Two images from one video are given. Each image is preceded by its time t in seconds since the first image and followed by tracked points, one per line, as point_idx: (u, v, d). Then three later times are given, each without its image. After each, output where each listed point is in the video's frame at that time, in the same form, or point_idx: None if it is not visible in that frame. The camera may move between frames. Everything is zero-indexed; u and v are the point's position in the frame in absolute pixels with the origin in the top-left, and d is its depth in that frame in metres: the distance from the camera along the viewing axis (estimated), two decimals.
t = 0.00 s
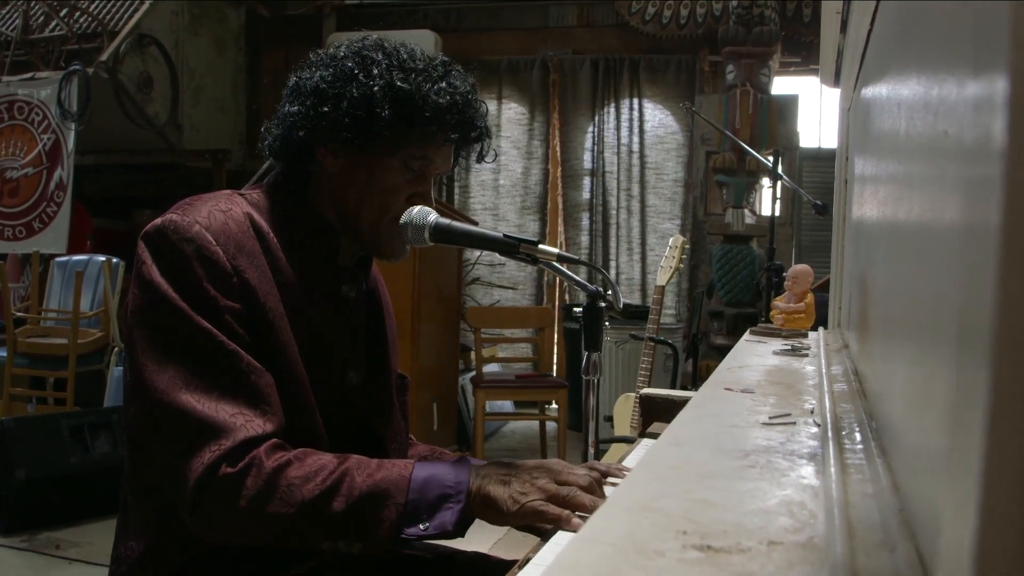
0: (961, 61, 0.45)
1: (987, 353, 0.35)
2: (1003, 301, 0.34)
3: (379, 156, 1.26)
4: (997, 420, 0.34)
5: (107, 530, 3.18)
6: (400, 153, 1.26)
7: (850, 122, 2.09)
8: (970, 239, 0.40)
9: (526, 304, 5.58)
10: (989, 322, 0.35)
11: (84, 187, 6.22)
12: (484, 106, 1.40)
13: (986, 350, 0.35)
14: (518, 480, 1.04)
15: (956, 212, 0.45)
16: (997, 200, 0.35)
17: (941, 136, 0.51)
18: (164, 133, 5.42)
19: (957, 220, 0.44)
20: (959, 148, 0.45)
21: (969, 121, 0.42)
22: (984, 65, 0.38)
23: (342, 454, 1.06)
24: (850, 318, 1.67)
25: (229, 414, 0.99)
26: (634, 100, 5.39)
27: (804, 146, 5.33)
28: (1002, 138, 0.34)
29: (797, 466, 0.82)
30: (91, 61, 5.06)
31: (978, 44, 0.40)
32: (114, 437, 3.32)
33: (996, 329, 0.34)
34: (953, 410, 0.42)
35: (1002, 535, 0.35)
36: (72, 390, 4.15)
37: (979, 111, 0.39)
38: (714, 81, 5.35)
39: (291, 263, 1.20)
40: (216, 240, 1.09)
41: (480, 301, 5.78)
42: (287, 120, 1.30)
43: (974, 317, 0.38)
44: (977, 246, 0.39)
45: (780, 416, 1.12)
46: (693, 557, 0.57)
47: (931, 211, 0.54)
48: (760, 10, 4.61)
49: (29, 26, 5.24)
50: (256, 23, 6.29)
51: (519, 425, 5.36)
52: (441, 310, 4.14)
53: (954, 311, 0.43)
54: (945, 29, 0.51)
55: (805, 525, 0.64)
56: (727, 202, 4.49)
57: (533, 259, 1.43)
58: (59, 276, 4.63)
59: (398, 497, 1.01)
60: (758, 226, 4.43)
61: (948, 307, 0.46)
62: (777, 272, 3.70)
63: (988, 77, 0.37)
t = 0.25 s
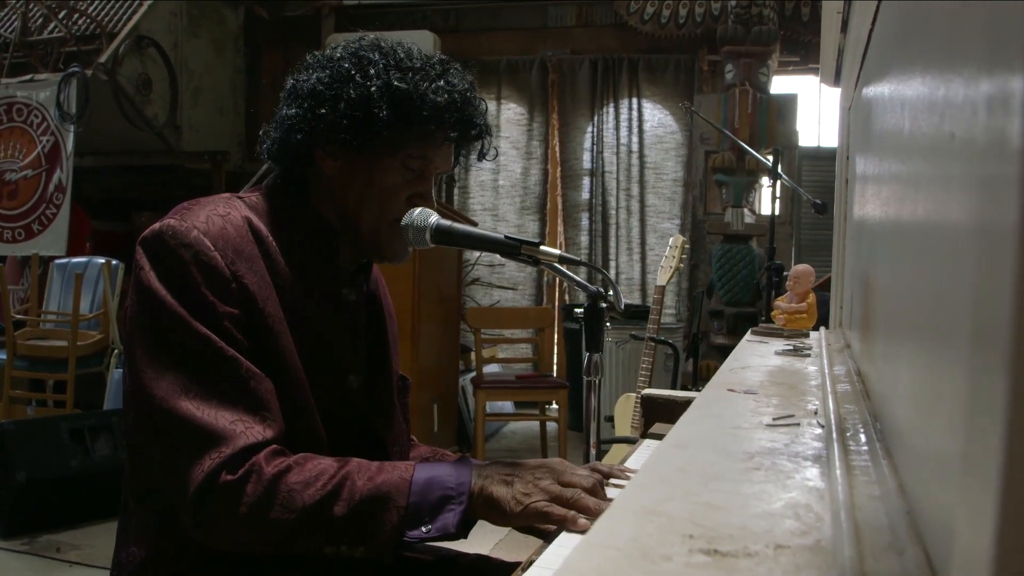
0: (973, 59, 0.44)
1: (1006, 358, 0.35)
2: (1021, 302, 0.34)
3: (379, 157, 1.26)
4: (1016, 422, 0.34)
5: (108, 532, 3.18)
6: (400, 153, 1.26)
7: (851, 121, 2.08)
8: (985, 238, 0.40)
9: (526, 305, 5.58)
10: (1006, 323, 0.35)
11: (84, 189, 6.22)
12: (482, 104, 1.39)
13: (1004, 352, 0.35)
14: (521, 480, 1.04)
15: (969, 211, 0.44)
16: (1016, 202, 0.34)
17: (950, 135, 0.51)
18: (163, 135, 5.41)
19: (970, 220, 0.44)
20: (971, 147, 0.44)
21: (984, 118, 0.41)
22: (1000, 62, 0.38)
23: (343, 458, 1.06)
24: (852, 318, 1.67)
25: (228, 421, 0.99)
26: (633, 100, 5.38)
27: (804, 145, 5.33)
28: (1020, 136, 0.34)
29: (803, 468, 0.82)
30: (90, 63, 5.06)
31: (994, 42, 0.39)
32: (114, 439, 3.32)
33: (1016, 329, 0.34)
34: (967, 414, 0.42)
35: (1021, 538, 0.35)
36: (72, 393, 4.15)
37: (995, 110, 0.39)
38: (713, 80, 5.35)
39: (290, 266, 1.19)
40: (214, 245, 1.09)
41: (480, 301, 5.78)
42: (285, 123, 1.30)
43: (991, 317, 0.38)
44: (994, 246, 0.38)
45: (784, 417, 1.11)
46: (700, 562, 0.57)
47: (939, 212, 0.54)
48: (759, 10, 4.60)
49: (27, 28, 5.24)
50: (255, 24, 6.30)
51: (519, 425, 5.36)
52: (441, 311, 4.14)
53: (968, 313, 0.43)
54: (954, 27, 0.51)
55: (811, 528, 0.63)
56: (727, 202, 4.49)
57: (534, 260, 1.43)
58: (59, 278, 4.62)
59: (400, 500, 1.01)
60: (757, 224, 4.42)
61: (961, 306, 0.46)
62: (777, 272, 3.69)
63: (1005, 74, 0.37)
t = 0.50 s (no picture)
0: (976, 60, 0.44)
1: (1015, 363, 0.35)
2: None
3: (376, 161, 1.26)
4: None
5: (107, 537, 3.17)
6: (397, 156, 1.25)
7: (849, 122, 2.08)
8: (992, 240, 0.40)
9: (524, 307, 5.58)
10: (1013, 326, 0.35)
11: (81, 194, 6.21)
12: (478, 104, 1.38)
13: (1013, 355, 0.35)
14: (522, 484, 1.04)
15: (974, 212, 0.44)
16: None
17: (954, 136, 0.51)
18: (160, 139, 5.41)
19: (975, 222, 0.44)
20: (976, 149, 0.44)
21: (988, 120, 0.41)
22: (1006, 63, 0.38)
23: (342, 464, 1.06)
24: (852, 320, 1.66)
25: (227, 431, 0.99)
26: (630, 101, 5.39)
27: (801, 146, 5.33)
28: None
29: (805, 473, 0.82)
30: (86, 67, 5.05)
31: (999, 42, 0.39)
32: (113, 444, 3.31)
33: None
34: (974, 419, 0.41)
35: None
36: (71, 398, 4.14)
37: (1000, 111, 0.39)
38: (710, 81, 5.36)
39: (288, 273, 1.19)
40: (210, 253, 1.09)
41: (478, 303, 5.78)
42: (280, 130, 1.29)
43: (998, 320, 0.38)
44: (1001, 247, 0.38)
45: (785, 420, 1.11)
46: (704, 569, 0.56)
47: (943, 213, 0.54)
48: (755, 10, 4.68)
49: (24, 33, 5.23)
50: (251, 28, 6.30)
51: (518, 428, 5.36)
52: (439, 313, 4.14)
53: (974, 316, 0.43)
54: (957, 29, 0.51)
55: (814, 534, 0.63)
56: (723, 204, 4.45)
57: (533, 264, 1.43)
58: (57, 283, 4.61)
59: (401, 506, 1.01)
60: (755, 225, 4.44)
61: (966, 309, 0.45)
62: (776, 273, 3.69)
63: (1010, 75, 0.37)
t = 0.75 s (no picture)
0: (981, 60, 0.44)
1: None
2: None
3: (372, 163, 1.25)
4: None
5: (107, 540, 3.17)
6: (393, 158, 1.25)
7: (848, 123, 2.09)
8: (999, 241, 0.40)
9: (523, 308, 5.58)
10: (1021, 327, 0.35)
11: (79, 198, 6.21)
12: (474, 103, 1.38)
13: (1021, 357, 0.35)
14: (525, 486, 1.04)
15: (979, 213, 0.44)
16: None
17: (956, 137, 0.51)
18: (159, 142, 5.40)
19: (981, 223, 0.44)
20: (981, 149, 0.44)
21: (993, 120, 0.41)
22: (1011, 65, 0.38)
23: (344, 467, 1.06)
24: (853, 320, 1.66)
25: (228, 433, 0.99)
26: (628, 103, 5.39)
27: (799, 147, 5.33)
28: None
29: (808, 474, 0.82)
30: (84, 71, 5.05)
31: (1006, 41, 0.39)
32: (112, 447, 3.31)
33: None
34: (981, 420, 0.42)
35: None
36: (70, 402, 4.13)
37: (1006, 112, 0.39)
38: (708, 83, 5.37)
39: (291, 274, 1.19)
40: (209, 254, 1.08)
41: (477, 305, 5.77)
42: (276, 134, 1.29)
43: (1005, 322, 0.38)
44: (1008, 249, 0.38)
45: (787, 422, 1.11)
46: (709, 571, 0.56)
47: (946, 214, 0.54)
48: (753, 11, 4.67)
49: (21, 36, 5.22)
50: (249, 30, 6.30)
51: (518, 430, 5.36)
52: (438, 315, 4.14)
53: (980, 316, 0.43)
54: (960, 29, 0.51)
55: (818, 536, 0.63)
56: (722, 204, 4.43)
57: (534, 266, 1.43)
58: (55, 286, 4.61)
59: (403, 508, 1.01)
60: (753, 226, 4.50)
61: (971, 311, 0.45)
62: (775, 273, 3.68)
63: (1016, 76, 0.37)
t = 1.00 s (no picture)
0: (979, 63, 0.44)
1: (1020, 366, 0.35)
2: None
3: (364, 160, 1.24)
4: None
5: (105, 542, 3.17)
6: (384, 157, 1.23)
7: (847, 126, 2.09)
8: (995, 244, 0.40)
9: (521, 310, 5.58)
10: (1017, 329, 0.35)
11: (78, 199, 6.21)
12: (470, 103, 1.37)
13: (1017, 360, 0.35)
14: (524, 486, 1.04)
15: (977, 217, 0.44)
16: None
17: (954, 140, 0.51)
18: (157, 143, 5.40)
19: (978, 225, 0.44)
20: (979, 151, 0.44)
21: (990, 123, 0.42)
22: (1008, 69, 0.38)
23: (343, 468, 1.06)
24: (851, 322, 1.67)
25: (226, 435, 0.99)
26: (627, 105, 5.40)
27: (798, 149, 5.34)
28: None
29: (805, 477, 0.82)
30: (83, 72, 5.05)
31: (1002, 43, 0.39)
32: (111, 449, 3.31)
33: None
34: (977, 423, 0.42)
35: None
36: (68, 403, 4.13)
37: (1002, 115, 0.39)
38: (706, 85, 5.39)
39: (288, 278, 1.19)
40: (204, 257, 1.08)
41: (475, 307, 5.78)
42: (271, 132, 1.30)
43: (1001, 324, 0.38)
44: (1004, 252, 0.38)
45: (785, 424, 1.12)
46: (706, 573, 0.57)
47: (943, 217, 0.54)
48: (752, 13, 4.62)
49: (20, 38, 5.22)
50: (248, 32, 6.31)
51: (516, 431, 5.36)
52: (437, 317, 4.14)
53: (977, 319, 0.43)
54: (957, 33, 0.51)
55: (815, 538, 0.64)
56: (721, 206, 4.43)
57: (532, 268, 1.43)
58: (54, 287, 4.60)
59: (402, 510, 1.01)
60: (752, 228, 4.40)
61: (968, 314, 0.46)
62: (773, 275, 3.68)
63: (1012, 79, 0.37)
